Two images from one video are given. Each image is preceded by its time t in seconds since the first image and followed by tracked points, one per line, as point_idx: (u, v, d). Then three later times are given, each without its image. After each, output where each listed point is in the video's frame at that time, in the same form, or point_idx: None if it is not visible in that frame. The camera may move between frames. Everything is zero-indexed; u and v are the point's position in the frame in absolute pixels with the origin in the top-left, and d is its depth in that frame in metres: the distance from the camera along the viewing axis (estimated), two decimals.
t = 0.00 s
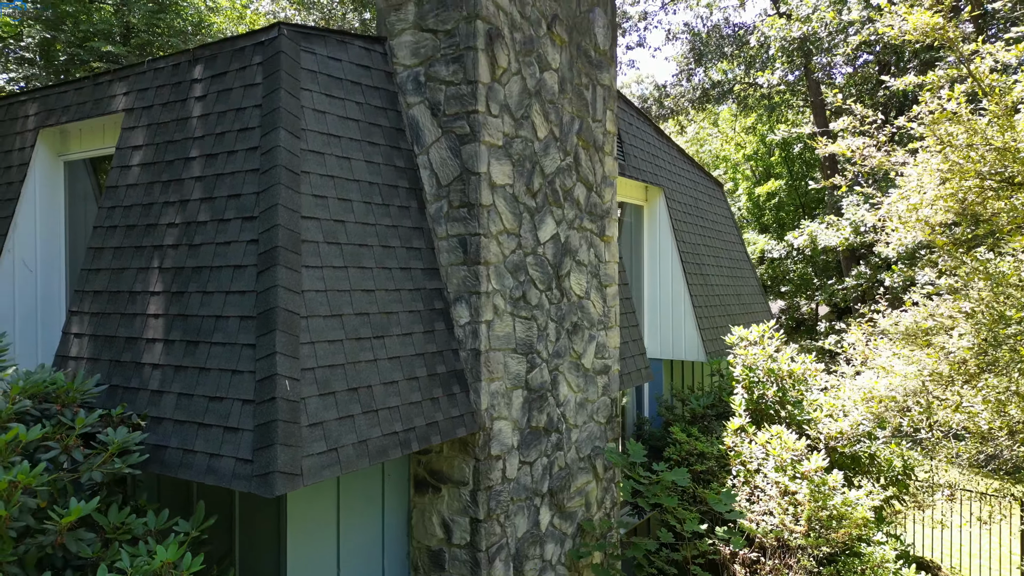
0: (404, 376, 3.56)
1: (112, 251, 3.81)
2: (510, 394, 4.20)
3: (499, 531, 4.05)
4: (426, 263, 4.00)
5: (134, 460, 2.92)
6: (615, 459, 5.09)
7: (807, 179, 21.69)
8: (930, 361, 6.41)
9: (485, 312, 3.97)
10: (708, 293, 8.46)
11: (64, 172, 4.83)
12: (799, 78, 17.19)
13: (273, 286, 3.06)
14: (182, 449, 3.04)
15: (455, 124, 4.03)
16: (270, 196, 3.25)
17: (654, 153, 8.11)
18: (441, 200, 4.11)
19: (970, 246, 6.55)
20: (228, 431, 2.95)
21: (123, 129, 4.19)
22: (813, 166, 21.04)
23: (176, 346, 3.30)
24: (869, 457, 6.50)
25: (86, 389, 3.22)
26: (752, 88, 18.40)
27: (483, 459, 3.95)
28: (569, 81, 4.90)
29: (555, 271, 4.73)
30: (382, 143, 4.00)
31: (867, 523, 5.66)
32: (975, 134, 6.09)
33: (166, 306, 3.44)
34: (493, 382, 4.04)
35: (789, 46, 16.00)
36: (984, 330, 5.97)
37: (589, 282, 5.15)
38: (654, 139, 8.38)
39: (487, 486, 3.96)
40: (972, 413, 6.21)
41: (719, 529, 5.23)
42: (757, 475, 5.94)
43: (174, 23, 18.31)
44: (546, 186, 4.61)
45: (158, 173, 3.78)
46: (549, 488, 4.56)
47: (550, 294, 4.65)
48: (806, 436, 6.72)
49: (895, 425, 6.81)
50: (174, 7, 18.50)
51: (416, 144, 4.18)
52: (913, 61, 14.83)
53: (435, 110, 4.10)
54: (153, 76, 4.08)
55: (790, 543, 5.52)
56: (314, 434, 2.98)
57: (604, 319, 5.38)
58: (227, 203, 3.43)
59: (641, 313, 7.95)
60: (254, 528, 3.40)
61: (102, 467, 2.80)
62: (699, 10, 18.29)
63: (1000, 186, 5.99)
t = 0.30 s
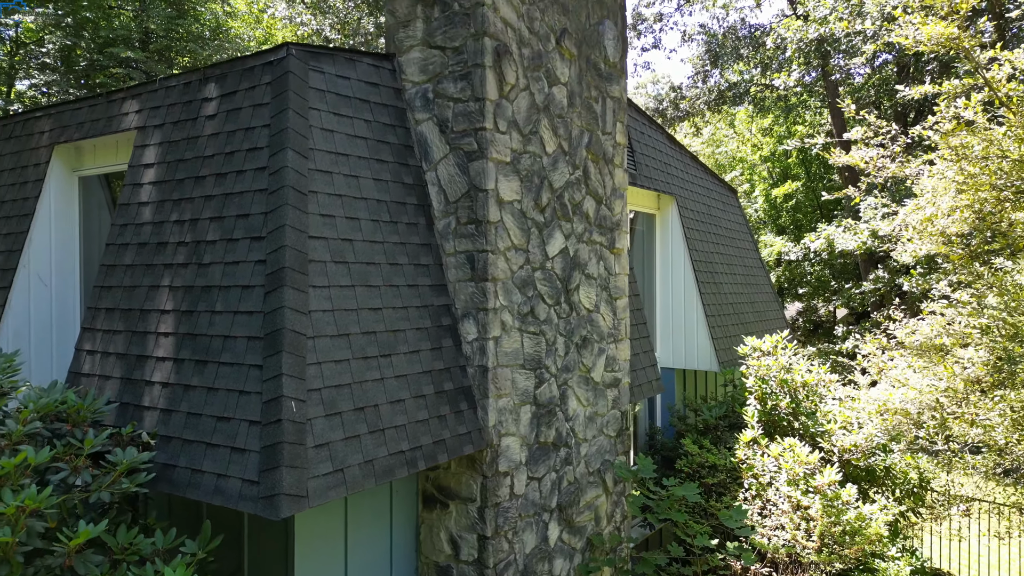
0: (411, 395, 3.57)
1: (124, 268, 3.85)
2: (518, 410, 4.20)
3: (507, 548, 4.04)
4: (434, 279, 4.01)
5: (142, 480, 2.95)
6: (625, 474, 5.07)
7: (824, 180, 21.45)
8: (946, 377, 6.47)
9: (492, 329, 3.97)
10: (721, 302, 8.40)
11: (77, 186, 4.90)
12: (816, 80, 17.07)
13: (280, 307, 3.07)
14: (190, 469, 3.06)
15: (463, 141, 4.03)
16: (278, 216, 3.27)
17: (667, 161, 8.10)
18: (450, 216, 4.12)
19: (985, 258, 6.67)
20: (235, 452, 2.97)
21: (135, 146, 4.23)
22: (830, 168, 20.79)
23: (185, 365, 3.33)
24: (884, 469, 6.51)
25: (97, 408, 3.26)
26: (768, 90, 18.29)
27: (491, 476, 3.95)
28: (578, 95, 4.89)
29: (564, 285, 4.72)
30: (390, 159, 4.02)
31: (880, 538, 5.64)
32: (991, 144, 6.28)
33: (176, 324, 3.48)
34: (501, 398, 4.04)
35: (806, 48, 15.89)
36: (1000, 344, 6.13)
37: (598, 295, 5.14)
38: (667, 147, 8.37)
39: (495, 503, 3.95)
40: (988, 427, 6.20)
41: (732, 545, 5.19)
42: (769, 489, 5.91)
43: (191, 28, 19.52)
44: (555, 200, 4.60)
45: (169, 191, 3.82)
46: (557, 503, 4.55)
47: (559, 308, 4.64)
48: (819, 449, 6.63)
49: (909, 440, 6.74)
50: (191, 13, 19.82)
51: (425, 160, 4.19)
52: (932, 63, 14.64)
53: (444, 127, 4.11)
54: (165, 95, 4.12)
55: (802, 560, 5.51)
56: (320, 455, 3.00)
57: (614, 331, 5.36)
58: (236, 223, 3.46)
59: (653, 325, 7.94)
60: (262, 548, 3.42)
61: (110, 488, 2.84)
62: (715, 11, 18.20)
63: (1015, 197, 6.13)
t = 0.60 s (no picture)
0: (420, 412, 3.58)
1: (138, 285, 3.90)
2: (529, 426, 4.19)
3: (517, 564, 4.04)
4: (444, 295, 4.02)
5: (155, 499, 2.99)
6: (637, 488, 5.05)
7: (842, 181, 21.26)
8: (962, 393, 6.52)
9: (502, 345, 3.96)
10: (736, 310, 8.35)
11: (94, 201, 4.97)
12: (834, 81, 16.90)
13: (290, 327, 3.09)
14: (201, 488, 3.09)
15: (473, 157, 4.04)
16: (288, 236, 3.29)
17: (681, 169, 8.09)
18: (460, 232, 4.13)
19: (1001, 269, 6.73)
20: (245, 471, 2.99)
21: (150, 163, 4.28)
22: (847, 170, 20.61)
23: (197, 383, 3.36)
24: (901, 481, 6.36)
25: (111, 426, 3.30)
26: (784, 91, 18.13)
27: (501, 492, 3.94)
28: (589, 108, 4.88)
29: (575, 299, 4.71)
30: (401, 176, 4.03)
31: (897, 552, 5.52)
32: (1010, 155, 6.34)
33: (188, 342, 3.51)
34: (511, 414, 4.04)
35: (823, 49, 15.73)
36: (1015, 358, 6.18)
37: (610, 308, 5.12)
38: (681, 155, 8.36)
39: (505, 519, 3.95)
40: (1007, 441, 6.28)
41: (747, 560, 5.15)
42: (783, 503, 5.88)
43: (209, 33, 19.93)
44: (566, 214, 4.60)
45: (182, 209, 3.85)
46: (568, 518, 4.54)
47: (570, 322, 4.63)
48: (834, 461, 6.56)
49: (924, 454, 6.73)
50: (209, 18, 20.31)
51: (435, 176, 4.21)
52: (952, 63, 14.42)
53: (454, 143, 4.12)
54: (178, 112, 4.17)
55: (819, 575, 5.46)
56: (329, 475, 3.01)
57: (626, 344, 5.34)
58: (247, 241, 3.49)
59: (666, 335, 7.98)
60: (272, 567, 3.44)
61: (122, 508, 2.87)
62: (731, 11, 18.08)
63: None
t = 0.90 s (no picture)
0: (433, 429, 3.59)
1: (155, 301, 3.94)
2: (542, 441, 4.19)
3: None
4: (456, 310, 4.03)
5: (170, 517, 3.01)
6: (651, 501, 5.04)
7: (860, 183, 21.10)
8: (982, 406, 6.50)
9: (515, 360, 3.96)
10: (751, 319, 8.29)
11: (113, 216, 5.04)
12: (852, 82, 16.73)
13: (304, 346, 3.11)
14: (216, 505, 3.11)
15: (485, 172, 4.04)
16: (302, 255, 3.31)
17: (696, 177, 8.07)
18: (473, 247, 4.14)
19: None
20: (260, 490, 3.01)
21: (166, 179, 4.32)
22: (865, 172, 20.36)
23: (213, 401, 3.39)
24: (918, 494, 6.30)
25: (127, 443, 3.33)
26: (800, 93, 17.99)
27: (514, 508, 3.94)
28: (602, 121, 4.87)
29: (588, 313, 4.70)
30: (414, 192, 4.05)
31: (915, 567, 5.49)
32: None
33: (204, 359, 3.54)
34: (524, 430, 4.04)
35: (840, 51, 15.58)
36: None
37: (623, 321, 5.10)
38: (696, 162, 8.34)
39: (518, 535, 3.95)
40: None
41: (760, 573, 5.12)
42: (798, 516, 5.83)
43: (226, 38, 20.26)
44: (578, 228, 4.60)
45: (198, 226, 3.89)
46: (581, 533, 4.53)
47: (583, 336, 4.62)
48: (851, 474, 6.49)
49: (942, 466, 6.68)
50: (225, 22, 20.58)
51: (448, 191, 4.23)
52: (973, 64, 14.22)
53: (467, 158, 4.13)
54: (194, 129, 4.21)
55: None
56: (342, 494, 3.03)
57: (640, 356, 5.32)
58: (262, 259, 3.52)
59: (681, 345, 7.95)
60: None
61: (138, 528, 2.91)
62: (746, 12, 17.96)
63: None
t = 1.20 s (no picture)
0: (447, 446, 3.59)
1: (172, 316, 3.98)
2: (555, 456, 4.18)
3: None
4: (470, 326, 4.04)
5: (186, 535, 3.04)
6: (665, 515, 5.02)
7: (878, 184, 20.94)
8: (1003, 419, 6.40)
9: (529, 376, 3.96)
10: (767, 327, 8.23)
11: (131, 229, 5.09)
12: (870, 84, 16.57)
13: (318, 365, 3.13)
14: (231, 523, 3.13)
15: (499, 188, 4.05)
16: (317, 274, 3.33)
17: (711, 185, 8.04)
18: (486, 262, 4.14)
19: None
20: (274, 509, 3.02)
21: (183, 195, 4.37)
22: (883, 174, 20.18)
23: (228, 418, 3.42)
24: (936, 507, 6.23)
25: (144, 460, 3.37)
26: (816, 95, 17.87)
27: (528, 524, 3.94)
28: (617, 134, 4.86)
29: (602, 326, 4.69)
30: (428, 208, 4.07)
31: None
32: None
33: (220, 375, 3.57)
34: (538, 445, 4.03)
35: (857, 52, 15.43)
36: None
37: (637, 333, 5.09)
38: (711, 170, 8.31)
39: (531, 551, 3.94)
40: None
41: None
42: (814, 529, 5.78)
43: (242, 42, 20.50)
44: (592, 242, 4.59)
45: (214, 242, 3.93)
46: (595, 547, 4.52)
47: (597, 350, 4.61)
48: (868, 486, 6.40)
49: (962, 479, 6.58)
50: (242, 27, 20.82)
51: (462, 207, 4.24)
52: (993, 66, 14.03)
53: (480, 174, 4.14)
54: (211, 145, 4.25)
55: None
56: (356, 514, 3.04)
57: (654, 369, 5.31)
58: (277, 277, 3.54)
59: (696, 353, 7.95)
60: None
61: (155, 547, 2.94)
62: (762, 13, 17.85)
63: None
